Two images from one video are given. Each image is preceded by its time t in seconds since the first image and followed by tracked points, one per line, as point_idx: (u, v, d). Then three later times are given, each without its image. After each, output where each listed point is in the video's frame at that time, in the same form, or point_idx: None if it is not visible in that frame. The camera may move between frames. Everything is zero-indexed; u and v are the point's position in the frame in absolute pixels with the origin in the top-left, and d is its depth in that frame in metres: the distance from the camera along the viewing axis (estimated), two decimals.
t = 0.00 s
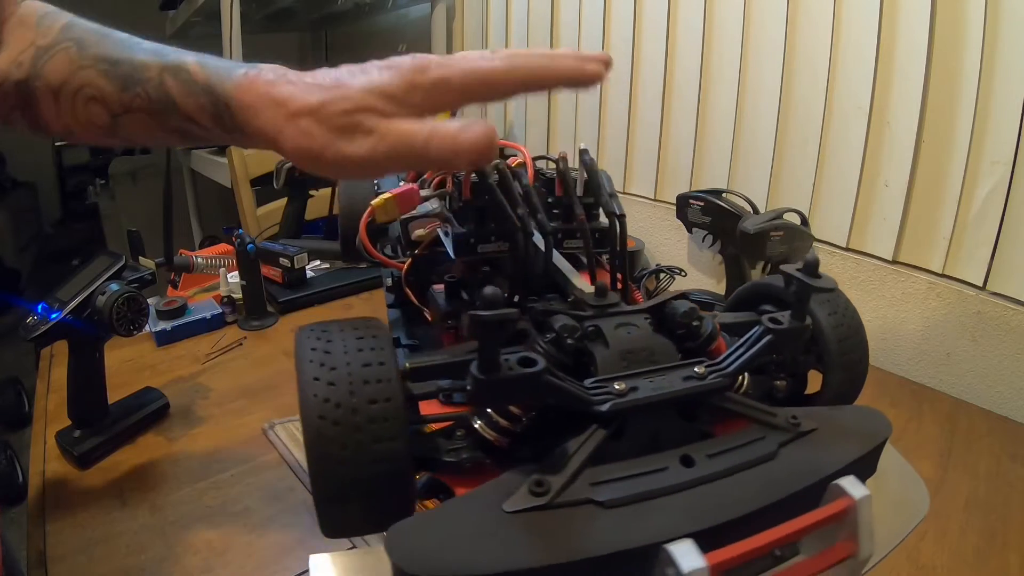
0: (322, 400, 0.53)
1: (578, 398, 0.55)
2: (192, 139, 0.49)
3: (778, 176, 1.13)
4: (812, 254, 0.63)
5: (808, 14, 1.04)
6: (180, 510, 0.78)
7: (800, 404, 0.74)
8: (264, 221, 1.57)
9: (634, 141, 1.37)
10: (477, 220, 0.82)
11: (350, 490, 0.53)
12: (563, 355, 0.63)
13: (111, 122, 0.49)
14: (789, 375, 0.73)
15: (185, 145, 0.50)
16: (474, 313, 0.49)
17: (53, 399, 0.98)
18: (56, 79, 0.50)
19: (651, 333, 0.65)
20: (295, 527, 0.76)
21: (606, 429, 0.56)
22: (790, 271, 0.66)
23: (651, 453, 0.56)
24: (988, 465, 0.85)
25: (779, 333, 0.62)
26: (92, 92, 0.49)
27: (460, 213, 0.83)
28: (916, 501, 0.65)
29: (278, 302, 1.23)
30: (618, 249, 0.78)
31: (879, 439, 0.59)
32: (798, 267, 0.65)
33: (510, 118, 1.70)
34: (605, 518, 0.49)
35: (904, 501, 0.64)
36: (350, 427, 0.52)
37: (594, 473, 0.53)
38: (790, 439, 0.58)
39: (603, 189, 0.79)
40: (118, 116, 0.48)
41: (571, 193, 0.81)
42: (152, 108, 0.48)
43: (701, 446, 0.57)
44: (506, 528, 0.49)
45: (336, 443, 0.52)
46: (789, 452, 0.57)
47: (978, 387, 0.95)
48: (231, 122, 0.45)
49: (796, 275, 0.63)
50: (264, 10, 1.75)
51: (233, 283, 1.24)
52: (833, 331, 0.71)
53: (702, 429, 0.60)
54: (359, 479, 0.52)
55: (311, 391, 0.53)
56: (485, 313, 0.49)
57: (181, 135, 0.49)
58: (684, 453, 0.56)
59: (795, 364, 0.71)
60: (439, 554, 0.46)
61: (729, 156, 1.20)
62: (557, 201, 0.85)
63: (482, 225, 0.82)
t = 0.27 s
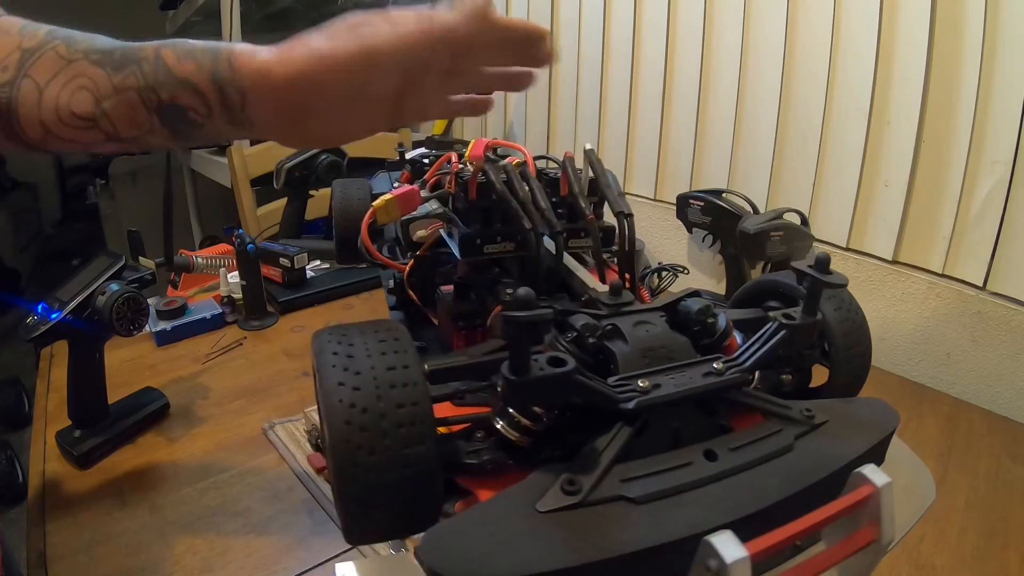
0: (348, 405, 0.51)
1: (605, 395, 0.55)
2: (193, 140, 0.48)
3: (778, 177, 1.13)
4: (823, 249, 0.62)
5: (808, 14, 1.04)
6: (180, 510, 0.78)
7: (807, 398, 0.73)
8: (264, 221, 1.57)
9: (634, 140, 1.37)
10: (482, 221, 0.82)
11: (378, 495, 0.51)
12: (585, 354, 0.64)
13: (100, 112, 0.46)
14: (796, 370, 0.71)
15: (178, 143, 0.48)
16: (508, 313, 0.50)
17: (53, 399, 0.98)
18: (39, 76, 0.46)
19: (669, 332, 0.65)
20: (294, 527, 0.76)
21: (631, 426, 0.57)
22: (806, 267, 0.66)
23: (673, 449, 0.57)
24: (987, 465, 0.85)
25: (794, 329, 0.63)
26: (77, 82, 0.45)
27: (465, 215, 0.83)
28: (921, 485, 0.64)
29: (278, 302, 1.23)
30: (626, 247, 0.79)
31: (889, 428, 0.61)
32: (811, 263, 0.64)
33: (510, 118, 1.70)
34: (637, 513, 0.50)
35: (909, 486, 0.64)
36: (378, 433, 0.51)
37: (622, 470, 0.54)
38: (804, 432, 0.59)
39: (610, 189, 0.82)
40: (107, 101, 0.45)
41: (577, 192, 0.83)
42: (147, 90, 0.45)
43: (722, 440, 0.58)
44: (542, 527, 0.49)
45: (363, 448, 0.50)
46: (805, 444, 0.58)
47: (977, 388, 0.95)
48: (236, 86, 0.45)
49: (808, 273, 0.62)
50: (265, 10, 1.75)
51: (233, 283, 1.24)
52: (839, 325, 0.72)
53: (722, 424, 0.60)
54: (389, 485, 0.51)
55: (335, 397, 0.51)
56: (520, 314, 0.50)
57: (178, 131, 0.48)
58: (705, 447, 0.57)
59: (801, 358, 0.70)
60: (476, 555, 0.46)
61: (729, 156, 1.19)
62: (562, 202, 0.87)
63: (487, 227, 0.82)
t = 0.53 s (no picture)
0: (365, 408, 0.50)
1: (621, 394, 0.55)
2: (202, 70, 0.65)
3: (778, 177, 1.13)
4: (829, 248, 0.61)
5: (808, 14, 1.04)
6: (180, 509, 0.78)
7: (808, 393, 0.73)
8: (264, 221, 1.57)
9: (634, 140, 1.36)
10: (485, 221, 0.82)
11: (396, 498, 0.51)
12: (597, 352, 0.64)
13: (127, 53, 0.63)
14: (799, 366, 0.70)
15: (188, 75, 0.64)
16: (527, 313, 0.50)
17: (53, 399, 0.98)
18: (68, 40, 0.62)
19: (679, 330, 0.65)
20: (293, 527, 0.76)
21: (647, 424, 0.57)
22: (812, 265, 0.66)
23: (686, 446, 0.57)
24: (988, 465, 0.85)
25: (801, 325, 0.64)
26: (107, 40, 0.63)
27: (468, 215, 0.83)
28: (925, 475, 0.62)
29: (278, 302, 1.23)
30: (631, 247, 0.81)
31: (895, 420, 0.61)
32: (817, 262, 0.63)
33: (510, 118, 1.70)
34: (655, 509, 0.50)
35: (916, 478, 0.62)
36: (397, 435, 0.50)
37: (641, 468, 0.54)
38: (814, 427, 0.59)
39: (615, 189, 0.84)
40: (137, 46, 0.63)
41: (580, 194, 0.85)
42: (180, 31, 0.65)
43: (735, 436, 0.58)
44: (561, 526, 0.49)
45: (382, 451, 0.50)
46: (815, 438, 0.58)
47: (976, 388, 0.95)
48: (264, 17, 0.69)
49: (814, 271, 0.62)
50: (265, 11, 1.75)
51: (233, 283, 1.24)
52: (843, 323, 0.72)
53: (731, 420, 0.61)
54: (408, 486, 0.51)
55: (353, 401, 0.51)
56: (538, 313, 0.49)
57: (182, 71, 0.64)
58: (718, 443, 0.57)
59: (803, 355, 0.69)
60: (499, 558, 0.46)
61: (729, 156, 1.19)
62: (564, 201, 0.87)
63: (491, 227, 0.82)
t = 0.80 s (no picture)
0: (373, 410, 0.51)
1: (628, 393, 0.56)
2: (279, 38, 0.60)
3: (778, 177, 1.14)
4: (832, 246, 0.61)
5: (808, 15, 1.04)
6: (180, 509, 0.78)
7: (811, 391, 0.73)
8: (263, 221, 1.57)
9: (634, 140, 1.37)
10: (488, 221, 0.82)
11: (405, 499, 0.51)
12: (603, 352, 0.64)
13: (201, 18, 0.60)
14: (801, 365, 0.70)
15: (266, 43, 0.60)
16: (537, 313, 0.50)
17: (52, 400, 0.98)
18: (133, 7, 0.61)
19: (684, 329, 0.65)
20: (294, 527, 0.76)
21: (654, 422, 0.57)
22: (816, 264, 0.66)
23: (692, 445, 0.58)
24: (987, 465, 0.85)
25: (806, 324, 0.64)
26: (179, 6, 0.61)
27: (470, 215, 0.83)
28: (926, 470, 0.62)
29: (278, 302, 1.23)
30: (632, 246, 0.80)
31: (897, 417, 0.61)
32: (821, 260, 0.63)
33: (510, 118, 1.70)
34: (664, 508, 0.50)
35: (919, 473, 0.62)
36: (406, 436, 0.50)
37: (648, 466, 0.54)
38: (818, 424, 0.60)
39: (617, 189, 0.84)
40: (210, 12, 0.60)
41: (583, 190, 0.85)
42: None
43: (740, 433, 0.58)
44: (569, 525, 0.49)
45: (391, 452, 0.50)
46: (819, 435, 0.59)
47: (977, 387, 0.95)
48: None
49: (817, 270, 0.62)
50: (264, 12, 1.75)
51: (233, 283, 1.24)
52: (844, 321, 0.72)
53: (736, 418, 0.61)
54: (416, 487, 0.51)
55: (361, 402, 0.51)
56: (548, 313, 0.50)
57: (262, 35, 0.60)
58: (725, 441, 0.57)
59: (803, 353, 0.68)
60: (508, 557, 0.46)
61: (729, 157, 1.20)
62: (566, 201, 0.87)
63: (493, 227, 0.82)
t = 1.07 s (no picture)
0: (374, 410, 0.51)
1: (629, 393, 0.56)
2: (295, 37, 0.65)
3: (778, 177, 1.14)
4: (833, 246, 0.61)
5: (808, 14, 1.05)
6: (180, 509, 0.78)
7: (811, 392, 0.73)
8: (263, 221, 1.57)
9: (634, 140, 1.37)
10: (487, 221, 0.82)
11: (406, 500, 0.51)
12: (604, 352, 0.64)
13: (216, 16, 0.64)
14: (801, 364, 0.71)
15: (282, 42, 0.65)
16: (538, 313, 0.50)
17: (52, 400, 0.98)
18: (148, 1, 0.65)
19: (684, 330, 0.65)
20: (294, 527, 0.76)
21: (655, 422, 0.57)
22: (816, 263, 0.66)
23: (693, 444, 0.58)
24: (988, 465, 0.85)
25: (806, 324, 0.64)
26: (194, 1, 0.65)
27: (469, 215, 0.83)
28: (927, 469, 0.63)
29: (278, 302, 1.23)
30: (632, 246, 0.79)
31: (897, 416, 0.61)
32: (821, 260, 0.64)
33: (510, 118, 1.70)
34: (665, 508, 0.50)
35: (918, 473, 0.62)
36: (407, 437, 0.50)
37: (649, 466, 0.54)
38: (818, 424, 0.60)
39: (617, 189, 0.84)
40: (226, 10, 0.64)
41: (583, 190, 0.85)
42: None
43: (741, 433, 0.58)
44: (570, 525, 0.49)
45: (392, 453, 0.50)
46: (820, 435, 0.59)
47: (977, 387, 0.95)
48: None
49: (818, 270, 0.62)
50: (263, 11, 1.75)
51: (233, 283, 1.24)
52: (845, 321, 0.72)
53: (737, 418, 0.61)
54: (417, 487, 0.51)
55: (362, 403, 0.51)
56: (549, 314, 0.50)
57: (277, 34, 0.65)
58: (725, 441, 0.57)
59: (804, 353, 0.68)
60: (509, 557, 0.46)
61: (729, 156, 1.20)
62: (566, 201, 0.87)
63: (493, 228, 0.82)
